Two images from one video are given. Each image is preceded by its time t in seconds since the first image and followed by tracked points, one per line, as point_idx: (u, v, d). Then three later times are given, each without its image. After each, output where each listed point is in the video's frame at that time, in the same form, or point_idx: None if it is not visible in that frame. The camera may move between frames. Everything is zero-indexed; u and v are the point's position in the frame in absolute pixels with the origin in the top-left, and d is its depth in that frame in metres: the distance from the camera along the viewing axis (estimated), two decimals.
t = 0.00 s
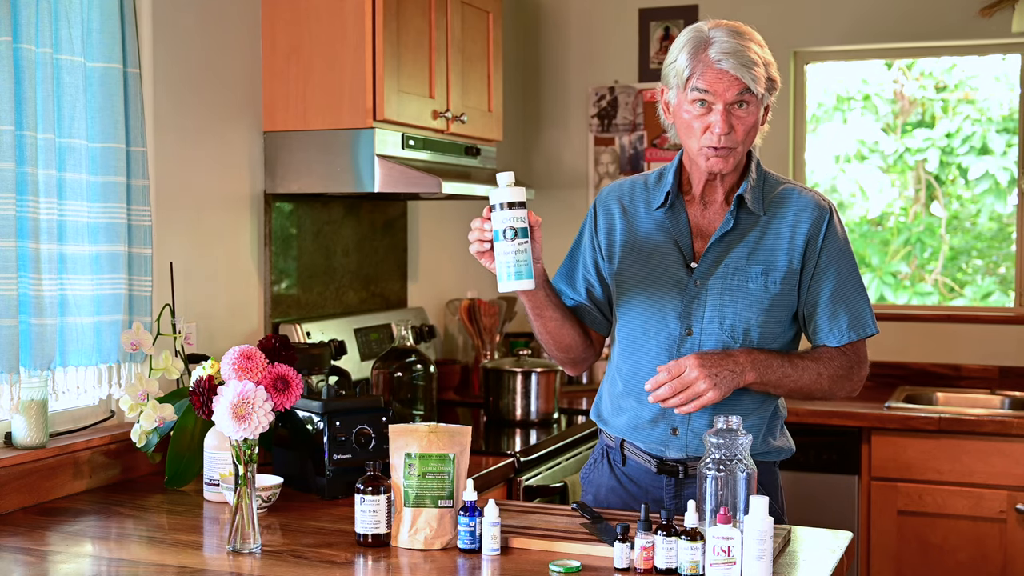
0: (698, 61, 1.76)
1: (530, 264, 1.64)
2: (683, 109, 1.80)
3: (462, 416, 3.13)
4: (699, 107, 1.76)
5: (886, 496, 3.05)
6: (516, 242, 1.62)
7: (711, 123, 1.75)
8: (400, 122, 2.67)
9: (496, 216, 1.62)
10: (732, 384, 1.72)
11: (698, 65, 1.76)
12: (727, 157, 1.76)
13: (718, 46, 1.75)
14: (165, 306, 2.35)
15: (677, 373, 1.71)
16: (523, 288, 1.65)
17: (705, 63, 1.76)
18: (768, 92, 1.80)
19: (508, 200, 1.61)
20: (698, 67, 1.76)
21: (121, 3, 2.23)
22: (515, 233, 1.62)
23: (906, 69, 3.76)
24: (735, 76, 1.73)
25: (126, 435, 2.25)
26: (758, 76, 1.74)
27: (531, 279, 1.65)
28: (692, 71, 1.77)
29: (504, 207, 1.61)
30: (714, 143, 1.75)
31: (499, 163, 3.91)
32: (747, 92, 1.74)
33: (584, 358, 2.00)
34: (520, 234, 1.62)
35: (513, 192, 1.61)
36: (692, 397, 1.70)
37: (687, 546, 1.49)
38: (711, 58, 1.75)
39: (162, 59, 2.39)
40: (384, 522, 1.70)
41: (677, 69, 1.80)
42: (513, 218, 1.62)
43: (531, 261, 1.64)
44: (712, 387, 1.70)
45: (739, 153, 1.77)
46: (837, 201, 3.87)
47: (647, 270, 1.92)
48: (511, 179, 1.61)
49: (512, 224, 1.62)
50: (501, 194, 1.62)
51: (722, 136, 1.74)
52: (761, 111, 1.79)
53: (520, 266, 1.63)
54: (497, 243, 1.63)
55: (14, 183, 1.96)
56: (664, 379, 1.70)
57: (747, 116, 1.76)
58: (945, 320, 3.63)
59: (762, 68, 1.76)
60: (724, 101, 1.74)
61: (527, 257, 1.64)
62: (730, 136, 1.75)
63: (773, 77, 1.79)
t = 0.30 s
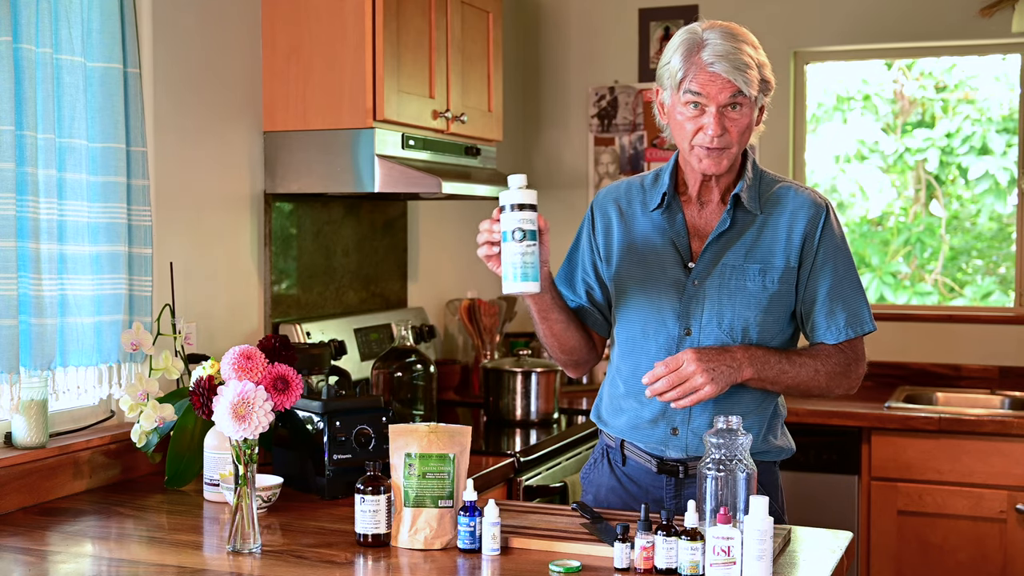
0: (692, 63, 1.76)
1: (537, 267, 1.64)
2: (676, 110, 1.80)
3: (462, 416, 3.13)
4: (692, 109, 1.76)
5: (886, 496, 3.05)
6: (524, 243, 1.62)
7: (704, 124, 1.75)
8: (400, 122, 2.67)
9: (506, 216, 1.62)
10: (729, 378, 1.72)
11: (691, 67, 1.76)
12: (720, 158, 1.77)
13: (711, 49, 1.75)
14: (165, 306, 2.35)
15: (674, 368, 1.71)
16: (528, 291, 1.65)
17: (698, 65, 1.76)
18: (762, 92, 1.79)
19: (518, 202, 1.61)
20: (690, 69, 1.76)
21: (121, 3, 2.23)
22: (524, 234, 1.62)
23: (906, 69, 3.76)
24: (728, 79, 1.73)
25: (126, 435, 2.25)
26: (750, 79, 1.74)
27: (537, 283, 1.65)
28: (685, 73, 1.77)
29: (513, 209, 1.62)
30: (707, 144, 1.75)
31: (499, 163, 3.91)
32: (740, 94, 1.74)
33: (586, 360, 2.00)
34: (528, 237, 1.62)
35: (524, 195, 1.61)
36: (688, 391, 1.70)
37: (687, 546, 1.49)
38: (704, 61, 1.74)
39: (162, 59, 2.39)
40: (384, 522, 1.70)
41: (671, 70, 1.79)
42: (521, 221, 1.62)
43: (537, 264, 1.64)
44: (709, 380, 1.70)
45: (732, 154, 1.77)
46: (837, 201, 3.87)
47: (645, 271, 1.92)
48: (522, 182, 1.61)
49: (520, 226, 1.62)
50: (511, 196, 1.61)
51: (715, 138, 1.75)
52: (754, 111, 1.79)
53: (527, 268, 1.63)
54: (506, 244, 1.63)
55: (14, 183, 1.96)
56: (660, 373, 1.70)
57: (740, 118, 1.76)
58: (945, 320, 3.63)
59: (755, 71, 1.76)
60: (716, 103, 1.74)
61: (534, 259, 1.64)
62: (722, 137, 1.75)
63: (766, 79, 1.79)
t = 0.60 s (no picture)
0: (681, 66, 1.76)
1: (538, 267, 1.64)
2: (669, 112, 1.80)
3: (462, 416, 3.13)
4: (683, 112, 1.76)
5: (886, 495, 3.05)
6: (524, 245, 1.62)
7: (696, 127, 1.76)
8: (400, 122, 2.67)
9: (506, 218, 1.62)
10: (727, 378, 1.72)
11: (681, 69, 1.76)
12: (714, 159, 1.77)
13: (700, 51, 1.74)
14: (165, 306, 2.35)
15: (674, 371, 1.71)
16: (531, 291, 1.65)
17: (688, 68, 1.75)
18: (756, 91, 1.78)
19: (518, 203, 1.62)
20: (680, 71, 1.76)
21: (121, 3, 2.23)
22: (524, 236, 1.62)
23: (906, 69, 3.76)
24: (717, 81, 1.73)
25: (126, 435, 2.25)
26: (740, 82, 1.73)
27: (539, 283, 1.64)
28: (676, 75, 1.76)
29: (513, 210, 1.62)
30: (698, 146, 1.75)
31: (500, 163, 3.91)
32: (731, 96, 1.73)
33: (585, 360, 2.00)
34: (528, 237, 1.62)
35: (523, 196, 1.61)
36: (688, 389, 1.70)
37: (687, 546, 1.49)
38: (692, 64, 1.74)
39: (162, 59, 2.39)
40: (384, 522, 1.70)
41: (662, 73, 1.79)
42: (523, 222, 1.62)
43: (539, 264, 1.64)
44: (708, 380, 1.70)
45: (726, 155, 1.77)
46: (837, 201, 3.87)
47: (644, 271, 1.92)
48: (521, 183, 1.61)
49: (520, 227, 1.62)
50: (511, 197, 1.62)
51: (706, 140, 1.75)
52: (749, 111, 1.78)
53: (528, 269, 1.63)
54: (506, 245, 1.64)
55: (14, 183, 1.96)
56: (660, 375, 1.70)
57: (733, 120, 1.76)
58: (945, 320, 3.63)
59: (746, 72, 1.75)
60: (707, 106, 1.74)
61: (535, 260, 1.64)
62: (714, 139, 1.75)
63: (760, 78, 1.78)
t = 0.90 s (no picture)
0: (666, 70, 1.76)
1: (532, 254, 1.64)
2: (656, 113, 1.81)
3: (462, 416, 3.13)
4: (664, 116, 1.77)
5: (886, 495, 3.06)
6: (520, 230, 1.62)
7: (672, 132, 1.76)
8: (400, 122, 2.67)
9: (504, 204, 1.62)
10: (725, 379, 1.72)
11: (666, 73, 1.76)
12: (692, 165, 1.76)
13: (683, 57, 1.74)
14: (165, 306, 2.35)
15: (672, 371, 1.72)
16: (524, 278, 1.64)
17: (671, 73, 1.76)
18: (743, 101, 1.76)
19: (516, 189, 1.61)
20: (664, 75, 1.76)
21: (121, 2, 2.23)
22: (520, 222, 1.62)
23: (906, 69, 3.76)
24: (692, 89, 1.72)
25: (127, 435, 2.25)
26: (717, 93, 1.72)
27: (532, 269, 1.64)
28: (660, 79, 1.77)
29: (511, 197, 1.61)
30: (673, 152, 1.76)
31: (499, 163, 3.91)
32: (706, 106, 1.72)
33: (582, 357, 1.99)
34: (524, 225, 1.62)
35: (521, 182, 1.61)
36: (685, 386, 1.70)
37: (687, 546, 1.49)
38: (674, 69, 1.74)
39: (162, 59, 2.39)
40: (384, 522, 1.70)
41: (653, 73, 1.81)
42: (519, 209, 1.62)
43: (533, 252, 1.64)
44: (704, 380, 1.70)
45: (705, 162, 1.76)
46: (837, 201, 3.87)
47: (643, 269, 1.92)
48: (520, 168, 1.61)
49: (518, 214, 1.61)
50: (510, 182, 1.61)
51: (683, 146, 1.75)
52: (733, 120, 1.76)
53: (522, 255, 1.63)
54: (502, 231, 1.63)
55: (14, 183, 1.96)
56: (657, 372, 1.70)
57: (711, 129, 1.75)
58: (945, 320, 3.63)
59: (729, 83, 1.73)
60: (684, 112, 1.74)
61: (530, 246, 1.63)
62: (689, 145, 1.75)
63: (748, 89, 1.76)
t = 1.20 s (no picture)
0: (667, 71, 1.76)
1: (540, 273, 1.65)
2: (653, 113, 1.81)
3: (462, 416, 3.13)
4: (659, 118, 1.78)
5: (886, 495, 3.06)
6: (526, 250, 1.63)
7: (664, 133, 1.77)
8: (400, 122, 2.67)
9: (505, 226, 1.63)
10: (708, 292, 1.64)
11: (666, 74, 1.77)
12: (681, 168, 1.78)
13: (684, 60, 1.74)
14: (165, 306, 2.35)
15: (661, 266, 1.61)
16: (534, 297, 1.65)
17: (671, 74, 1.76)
18: (741, 112, 1.75)
19: (516, 211, 1.62)
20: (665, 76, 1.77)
21: (122, 3, 2.23)
22: (525, 242, 1.63)
23: (906, 69, 3.76)
24: (687, 95, 1.72)
25: (126, 435, 2.25)
26: (713, 103, 1.72)
27: (542, 288, 1.65)
28: (660, 78, 1.78)
29: (513, 218, 1.62)
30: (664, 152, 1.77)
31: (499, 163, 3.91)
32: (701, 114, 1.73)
33: (586, 359, 1.99)
34: (528, 244, 1.63)
35: (521, 203, 1.62)
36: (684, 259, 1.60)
37: (687, 546, 1.49)
38: (675, 72, 1.74)
39: (162, 58, 2.39)
40: (384, 522, 1.70)
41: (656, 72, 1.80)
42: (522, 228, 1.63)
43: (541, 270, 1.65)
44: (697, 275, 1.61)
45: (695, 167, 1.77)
46: (837, 201, 3.87)
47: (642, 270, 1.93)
48: (519, 189, 1.62)
49: (521, 234, 1.62)
50: (509, 204, 1.62)
51: (673, 148, 1.76)
52: (729, 129, 1.76)
53: (530, 275, 1.64)
54: (507, 252, 1.64)
55: (14, 182, 1.96)
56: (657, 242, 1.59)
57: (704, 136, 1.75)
58: (945, 320, 3.63)
59: (727, 94, 1.73)
60: (677, 116, 1.74)
61: (537, 266, 1.64)
62: (679, 148, 1.76)
63: (747, 102, 1.75)
